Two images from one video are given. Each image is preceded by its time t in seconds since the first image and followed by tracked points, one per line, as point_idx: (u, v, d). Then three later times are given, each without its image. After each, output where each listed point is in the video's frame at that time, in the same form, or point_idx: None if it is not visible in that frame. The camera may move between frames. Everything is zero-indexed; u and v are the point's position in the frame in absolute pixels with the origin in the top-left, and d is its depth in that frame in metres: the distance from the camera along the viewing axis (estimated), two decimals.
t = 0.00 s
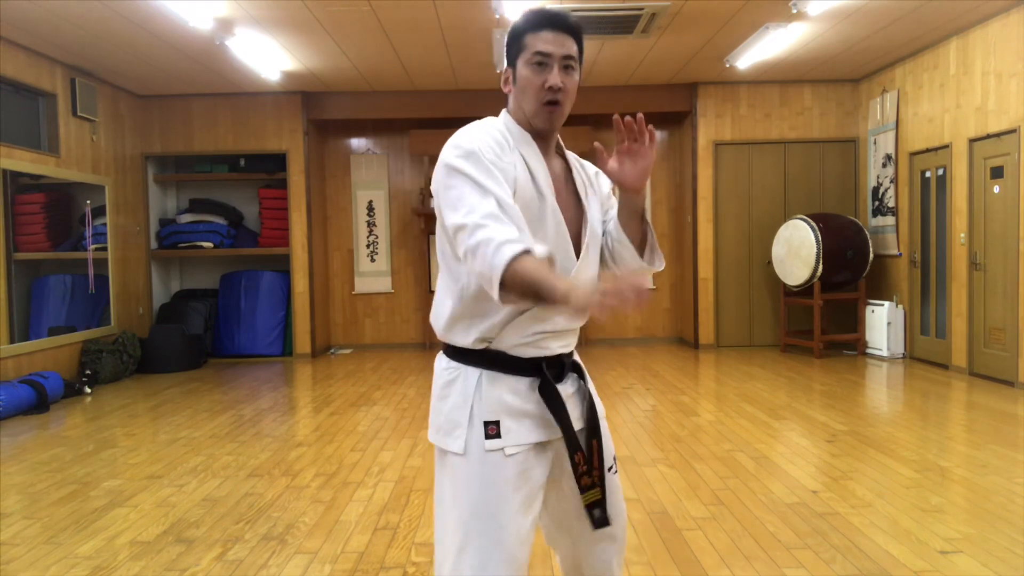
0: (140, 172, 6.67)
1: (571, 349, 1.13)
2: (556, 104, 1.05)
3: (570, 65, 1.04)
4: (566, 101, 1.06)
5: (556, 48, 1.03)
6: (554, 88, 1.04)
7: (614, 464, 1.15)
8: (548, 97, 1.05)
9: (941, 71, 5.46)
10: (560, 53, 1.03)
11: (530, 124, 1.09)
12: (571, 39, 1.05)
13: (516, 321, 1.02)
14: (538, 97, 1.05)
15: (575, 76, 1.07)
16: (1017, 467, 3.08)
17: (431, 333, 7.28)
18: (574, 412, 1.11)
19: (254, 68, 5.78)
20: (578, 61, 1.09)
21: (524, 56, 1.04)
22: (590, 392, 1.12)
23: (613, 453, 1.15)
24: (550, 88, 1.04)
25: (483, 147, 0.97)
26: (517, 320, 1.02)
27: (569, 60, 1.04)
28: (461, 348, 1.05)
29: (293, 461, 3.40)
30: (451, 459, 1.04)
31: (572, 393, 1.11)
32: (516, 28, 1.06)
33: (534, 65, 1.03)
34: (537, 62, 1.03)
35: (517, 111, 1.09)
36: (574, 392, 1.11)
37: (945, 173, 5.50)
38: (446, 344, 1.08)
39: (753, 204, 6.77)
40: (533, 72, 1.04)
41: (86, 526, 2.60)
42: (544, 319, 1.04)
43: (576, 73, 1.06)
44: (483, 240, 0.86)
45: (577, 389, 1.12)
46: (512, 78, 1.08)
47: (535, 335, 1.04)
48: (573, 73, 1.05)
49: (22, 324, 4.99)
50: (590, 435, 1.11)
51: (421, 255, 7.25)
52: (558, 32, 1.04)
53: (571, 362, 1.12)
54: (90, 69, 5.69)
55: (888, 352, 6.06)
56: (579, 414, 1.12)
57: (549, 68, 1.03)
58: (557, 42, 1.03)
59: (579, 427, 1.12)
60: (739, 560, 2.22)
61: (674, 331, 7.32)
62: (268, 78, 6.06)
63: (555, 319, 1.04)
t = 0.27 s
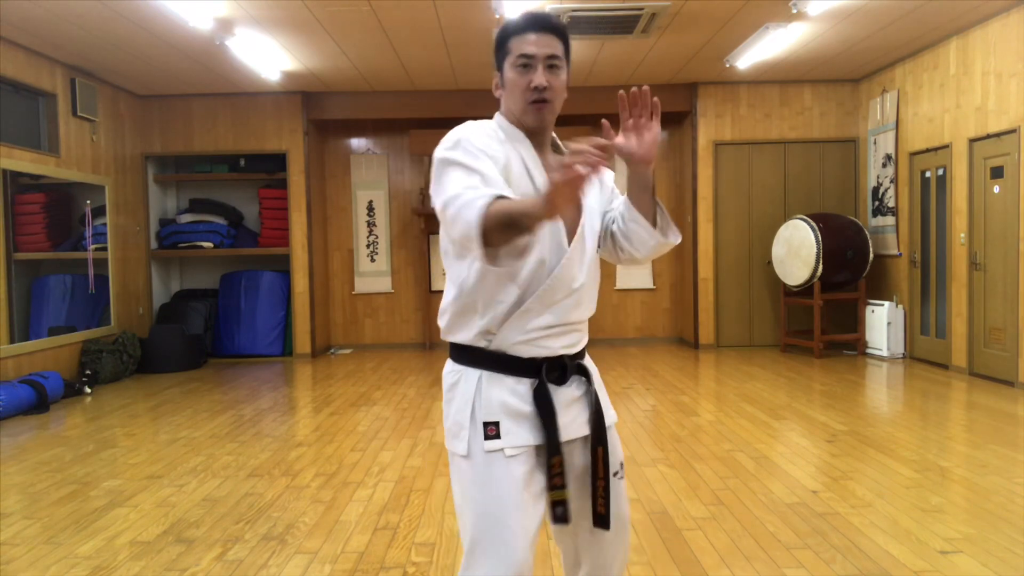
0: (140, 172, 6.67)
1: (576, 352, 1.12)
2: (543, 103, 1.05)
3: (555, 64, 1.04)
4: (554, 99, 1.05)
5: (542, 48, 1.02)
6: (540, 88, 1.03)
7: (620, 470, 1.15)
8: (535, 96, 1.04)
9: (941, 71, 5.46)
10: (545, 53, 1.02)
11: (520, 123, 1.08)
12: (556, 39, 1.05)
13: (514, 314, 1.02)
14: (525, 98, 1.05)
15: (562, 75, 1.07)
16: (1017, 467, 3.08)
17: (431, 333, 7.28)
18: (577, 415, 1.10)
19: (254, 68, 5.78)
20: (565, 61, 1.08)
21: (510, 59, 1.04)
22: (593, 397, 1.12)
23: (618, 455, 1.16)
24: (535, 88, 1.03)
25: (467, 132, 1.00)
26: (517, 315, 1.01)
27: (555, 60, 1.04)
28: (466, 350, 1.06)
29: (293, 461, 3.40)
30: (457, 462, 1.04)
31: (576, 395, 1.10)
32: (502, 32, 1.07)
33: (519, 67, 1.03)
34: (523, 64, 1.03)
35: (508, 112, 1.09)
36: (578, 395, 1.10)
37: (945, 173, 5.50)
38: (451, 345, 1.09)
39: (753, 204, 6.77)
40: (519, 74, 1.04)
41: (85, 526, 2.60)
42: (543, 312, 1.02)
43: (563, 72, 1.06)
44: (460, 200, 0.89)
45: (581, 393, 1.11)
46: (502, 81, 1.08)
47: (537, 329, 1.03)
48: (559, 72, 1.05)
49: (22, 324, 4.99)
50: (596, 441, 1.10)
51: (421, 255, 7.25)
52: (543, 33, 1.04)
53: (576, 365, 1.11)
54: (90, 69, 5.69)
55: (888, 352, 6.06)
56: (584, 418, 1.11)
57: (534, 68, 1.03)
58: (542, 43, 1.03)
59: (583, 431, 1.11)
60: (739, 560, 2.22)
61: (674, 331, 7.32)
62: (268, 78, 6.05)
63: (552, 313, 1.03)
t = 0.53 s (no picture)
0: (140, 172, 6.67)
1: (543, 357, 1.03)
2: (494, 98, 0.95)
3: (507, 55, 0.95)
4: (508, 92, 0.95)
5: (489, 41, 0.95)
6: (489, 83, 0.94)
7: (600, 484, 1.07)
8: (486, 91, 0.94)
9: (941, 71, 5.46)
10: (493, 45, 0.95)
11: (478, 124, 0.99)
12: (510, 30, 0.96)
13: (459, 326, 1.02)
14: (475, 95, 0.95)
15: (518, 67, 0.97)
16: (1017, 467, 3.08)
17: (431, 333, 7.28)
18: (533, 421, 1.03)
19: (254, 68, 5.78)
20: (524, 53, 0.99)
21: (460, 57, 0.97)
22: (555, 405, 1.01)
23: (602, 467, 1.07)
24: (485, 83, 0.94)
25: (410, 166, 1.10)
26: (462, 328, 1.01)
27: (506, 51, 0.95)
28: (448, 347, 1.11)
29: (293, 460, 3.40)
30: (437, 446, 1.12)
31: (535, 402, 1.03)
32: (455, 30, 1.01)
33: (468, 63, 0.96)
34: (471, 60, 0.96)
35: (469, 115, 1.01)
36: (536, 401, 1.03)
37: (945, 173, 5.50)
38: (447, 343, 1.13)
39: (754, 204, 6.77)
40: (469, 71, 0.96)
41: (85, 526, 2.60)
42: (483, 324, 0.99)
43: (518, 64, 0.97)
44: (394, 230, 1.03)
45: (543, 399, 1.03)
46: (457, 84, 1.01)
47: (481, 338, 1.01)
48: (511, 63, 0.95)
49: (22, 325, 4.99)
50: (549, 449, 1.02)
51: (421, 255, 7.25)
52: (492, 25, 0.96)
53: (538, 370, 1.03)
54: (91, 69, 5.69)
55: (888, 352, 6.06)
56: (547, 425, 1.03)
57: (483, 63, 0.95)
58: (491, 35, 0.95)
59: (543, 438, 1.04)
60: (739, 560, 2.22)
61: (674, 331, 7.32)
62: (268, 78, 6.05)
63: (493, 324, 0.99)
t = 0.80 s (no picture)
0: (140, 172, 6.67)
1: (547, 355, 1.04)
2: (499, 98, 1.02)
3: (512, 57, 1.01)
4: (510, 93, 1.02)
5: (495, 42, 1.00)
6: (494, 82, 1.00)
7: (601, 483, 1.07)
8: (490, 91, 1.01)
9: (941, 71, 5.46)
10: (499, 46, 1.00)
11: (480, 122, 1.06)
12: (514, 31, 1.01)
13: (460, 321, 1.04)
14: (480, 94, 1.02)
15: (522, 68, 1.03)
16: (1017, 467, 3.08)
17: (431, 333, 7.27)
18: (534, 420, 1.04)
19: (254, 68, 5.78)
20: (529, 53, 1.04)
21: (466, 55, 1.02)
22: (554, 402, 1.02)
23: (602, 465, 1.07)
24: (490, 82, 1.00)
25: (407, 167, 1.12)
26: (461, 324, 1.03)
27: (511, 52, 1.01)
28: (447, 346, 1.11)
29: (293, 460, 3.40)
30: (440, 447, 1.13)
31: (535, 401, 1.04)
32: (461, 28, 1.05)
33: (473, 62, 1.00)
34: (477, 59, 1.00)
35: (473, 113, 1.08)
36: (537, 399, 1.04)
37: (945, 172, 5.50)
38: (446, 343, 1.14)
39: (754, 204, 6.77)
40: (473, 69, 1.01)
41: (86, 526, 2.61)
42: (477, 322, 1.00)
43: (522, 64, 1.02)
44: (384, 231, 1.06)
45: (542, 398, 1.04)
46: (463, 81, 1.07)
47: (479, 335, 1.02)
48: (516, 65, 1.01)
49: (22, 324, 4.99)
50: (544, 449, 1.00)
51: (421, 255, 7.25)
52: (498, 26, 1.01)
53: (541, 369, 1.04)
54: (90, 69, 5.69)
55: (888, 352, 6.06)
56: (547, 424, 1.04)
57: (489, 62, 1.00)
58: (497, 36, 1.00)
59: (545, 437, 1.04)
60: (739, 560, 2.22)
61: (674, 331, 7.32)
62: (268, 78, 6.05)
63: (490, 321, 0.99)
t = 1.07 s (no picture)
0: (140, 172, 6.67)
1: (577, 350, 1.08)
2: (538, 99, 1.02)
3: (552, 61, 1.02)
4: (550, 95, 1.02)
5: (537, 45, 1.01)
6: (534, 83, 1.00)
7: (617, 471, 1.12)
8: (530, 92, 1.01)
9: (941, 71, 5.46)
10: (541, 48, 1.01)
11: (512, 121, 1.04)
12: (553, 37, 1.03)
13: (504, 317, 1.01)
14: (518, 93, 1.01)
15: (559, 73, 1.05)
16: (1016, 467, 3.08)
17: (431, 333, 7.27)
18: (570, 413, 1.07)
19: (254, 68, 5.78)
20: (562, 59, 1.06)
21: (505, 56, 1.02)
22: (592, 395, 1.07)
23: (617, 454, 1.12)
24: (530, 83, 1.00)
25: (427, 153, 1.00)
26: (507, 320, 1.00)
27: (550, 56, 1.02)
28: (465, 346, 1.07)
29: (293, 460, 3.40)
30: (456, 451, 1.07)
31: (571, 394, 1.07)
32: (498, 30, 1.06)
33: (514, 63, 1.00)
34: (518, 60, 1.01)
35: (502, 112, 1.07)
36: (573, 392, 1.07)
37: (945, 173, 5.50)
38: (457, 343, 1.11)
39: (754, 204, 6.77)
40: (514, 70, 1.01)
41: (86, 526, 2.60)
42: (532, 313, 1.00)
43: (559, 69, 1.04)
44: (423, 221, 0.93)
45: (577, 390, 1.07)
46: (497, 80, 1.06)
47: (530, 327, 1.02)
48: (555, 69, 1.02)
49: (22, 325, 4.99)
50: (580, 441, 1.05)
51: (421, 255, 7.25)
52: (540, 30, 1.02)
53: (574, 363, 1.07)
54: (90, 69, 5.68)
55: (888, 352, 6.06)
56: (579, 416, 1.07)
57: (530, 64, 1.00)
58: (537, 40, 1.01)
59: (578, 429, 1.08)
60: (739, 560, 2.22)
61: (674, 331, 7.32)
62: (268, 78, 6.05)
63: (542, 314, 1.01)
